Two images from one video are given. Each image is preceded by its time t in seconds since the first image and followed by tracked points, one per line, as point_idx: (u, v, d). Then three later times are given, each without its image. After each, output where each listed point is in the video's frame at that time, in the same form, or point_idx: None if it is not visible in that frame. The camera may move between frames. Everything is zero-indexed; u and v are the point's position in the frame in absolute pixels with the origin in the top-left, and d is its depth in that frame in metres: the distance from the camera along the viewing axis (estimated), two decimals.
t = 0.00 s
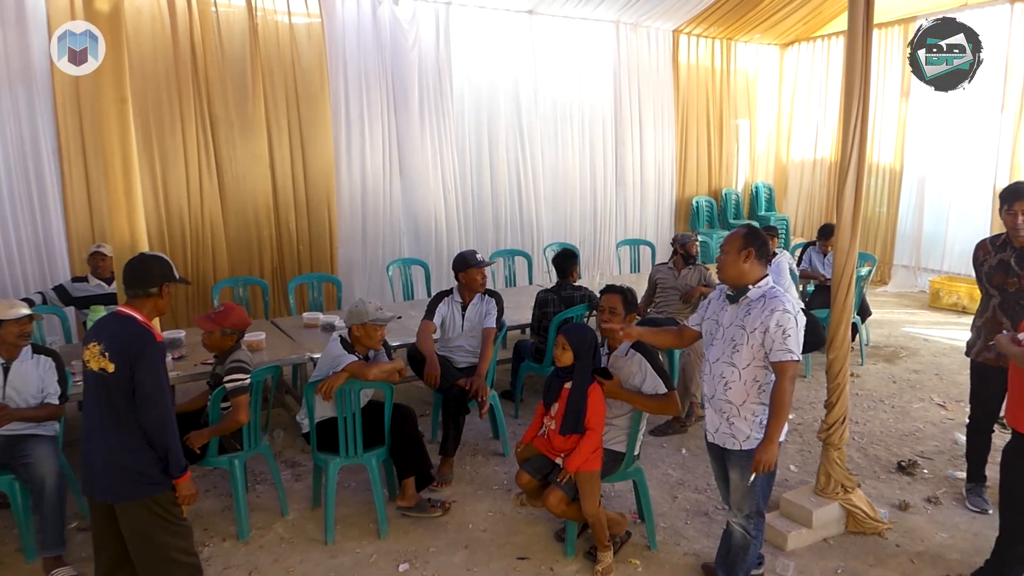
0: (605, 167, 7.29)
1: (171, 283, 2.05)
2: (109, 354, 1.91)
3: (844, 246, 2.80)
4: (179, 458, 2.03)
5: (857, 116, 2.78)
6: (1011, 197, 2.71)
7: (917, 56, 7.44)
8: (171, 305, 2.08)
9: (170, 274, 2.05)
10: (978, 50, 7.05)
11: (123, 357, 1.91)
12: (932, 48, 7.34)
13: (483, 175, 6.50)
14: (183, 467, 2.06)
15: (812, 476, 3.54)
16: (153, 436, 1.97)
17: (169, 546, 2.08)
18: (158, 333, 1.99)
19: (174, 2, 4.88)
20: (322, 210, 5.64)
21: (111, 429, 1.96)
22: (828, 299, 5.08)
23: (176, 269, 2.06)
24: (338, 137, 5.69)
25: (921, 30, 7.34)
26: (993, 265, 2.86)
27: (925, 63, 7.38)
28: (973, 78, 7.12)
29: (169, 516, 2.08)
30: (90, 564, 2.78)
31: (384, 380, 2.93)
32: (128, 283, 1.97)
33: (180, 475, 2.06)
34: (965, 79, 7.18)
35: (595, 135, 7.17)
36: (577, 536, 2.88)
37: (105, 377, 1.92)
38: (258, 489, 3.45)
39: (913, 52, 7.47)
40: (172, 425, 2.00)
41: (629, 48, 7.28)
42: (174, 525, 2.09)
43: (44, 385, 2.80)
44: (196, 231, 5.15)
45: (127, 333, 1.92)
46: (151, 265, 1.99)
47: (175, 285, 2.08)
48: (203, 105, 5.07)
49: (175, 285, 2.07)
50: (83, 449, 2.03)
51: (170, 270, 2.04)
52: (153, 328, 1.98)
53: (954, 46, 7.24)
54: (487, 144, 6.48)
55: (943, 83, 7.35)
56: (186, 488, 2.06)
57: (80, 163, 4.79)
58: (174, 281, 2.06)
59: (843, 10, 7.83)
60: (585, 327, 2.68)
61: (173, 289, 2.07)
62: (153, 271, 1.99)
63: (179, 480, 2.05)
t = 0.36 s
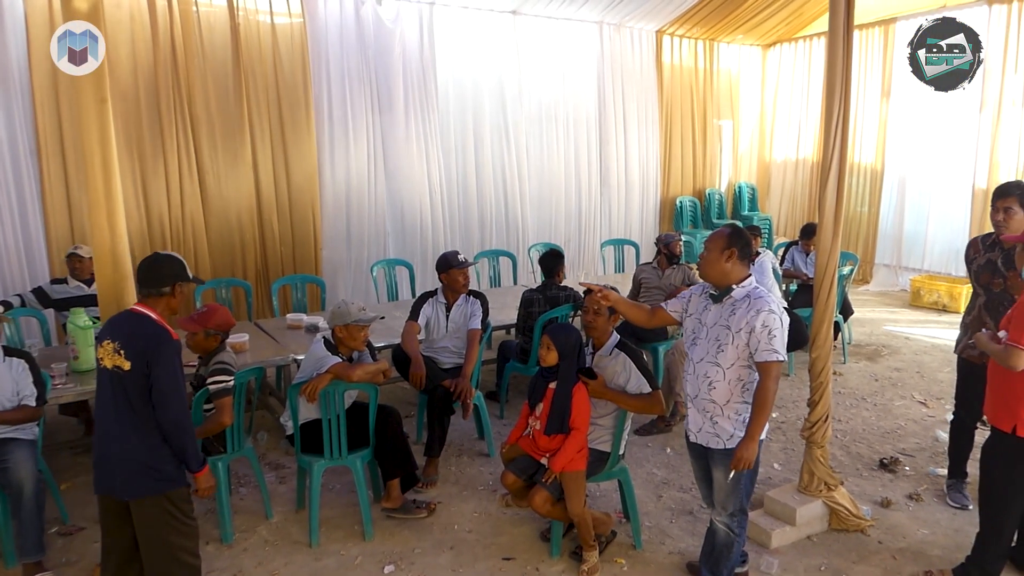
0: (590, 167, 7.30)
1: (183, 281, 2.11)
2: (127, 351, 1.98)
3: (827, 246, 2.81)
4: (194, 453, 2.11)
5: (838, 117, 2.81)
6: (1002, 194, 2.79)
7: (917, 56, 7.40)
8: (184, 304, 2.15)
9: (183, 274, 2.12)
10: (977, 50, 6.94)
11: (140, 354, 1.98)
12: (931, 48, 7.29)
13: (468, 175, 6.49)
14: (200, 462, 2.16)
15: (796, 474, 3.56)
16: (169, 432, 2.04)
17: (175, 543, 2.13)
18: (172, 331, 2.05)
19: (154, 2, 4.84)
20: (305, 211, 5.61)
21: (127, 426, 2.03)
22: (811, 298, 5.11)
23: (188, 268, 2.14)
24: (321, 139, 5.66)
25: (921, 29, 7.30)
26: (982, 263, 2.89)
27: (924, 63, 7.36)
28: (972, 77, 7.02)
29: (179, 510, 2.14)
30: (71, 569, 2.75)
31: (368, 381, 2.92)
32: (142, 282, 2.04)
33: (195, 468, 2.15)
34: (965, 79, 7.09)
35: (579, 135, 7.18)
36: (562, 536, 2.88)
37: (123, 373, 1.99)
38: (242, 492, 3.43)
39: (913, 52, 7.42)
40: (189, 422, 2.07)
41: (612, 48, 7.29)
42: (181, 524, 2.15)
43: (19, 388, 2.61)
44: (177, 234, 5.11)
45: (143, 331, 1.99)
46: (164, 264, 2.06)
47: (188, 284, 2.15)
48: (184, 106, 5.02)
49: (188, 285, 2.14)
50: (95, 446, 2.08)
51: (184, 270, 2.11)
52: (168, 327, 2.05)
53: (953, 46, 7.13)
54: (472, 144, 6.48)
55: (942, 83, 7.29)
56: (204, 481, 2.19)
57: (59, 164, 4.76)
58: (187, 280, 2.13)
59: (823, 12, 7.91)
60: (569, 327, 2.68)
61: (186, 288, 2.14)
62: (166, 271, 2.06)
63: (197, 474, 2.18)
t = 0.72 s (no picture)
0: (575, 167, 7.32)
1: (187, 282, 2.12)
2: (132, 351, 2.00)
3: (809, 245, 2.83)
4: (201, 452, 2.12)
5: (820, 118, 2.83)
6: (984, 198, 2.83)
7: (917, 56, 7.29)
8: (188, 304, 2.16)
9: (185, 274, 2.12)
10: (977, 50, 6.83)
11: (145, 355, 1.99)
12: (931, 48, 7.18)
13: (453, 175, 6.49)
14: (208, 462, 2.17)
15: (780, 472, 3.59)
16: (175, 432, 2.06)
17: (170, 549, 2.15)
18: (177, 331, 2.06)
19: (135, 2, 4.80)
20: (289, 213, 5.58)
21: (131, 424, 2.05)
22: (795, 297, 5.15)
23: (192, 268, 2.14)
24: (304, 140, 5.64)
25: (921, 29, 7.18)
26: (965, 264, 2.94)
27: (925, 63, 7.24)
28: (974, 78, 6.88)
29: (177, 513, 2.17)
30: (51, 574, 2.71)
31: (353, 381, 2.91)
32: (145, 282, 2.04)
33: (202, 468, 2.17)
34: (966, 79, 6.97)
35: (564, 135, 7.19)
36: (548, 536, 2.88)
37: (127, 373, 2.01)
38: (225, 494, 3.41)
39: (914, 52, 7.30)
40: (194, 423, 2.08)
41: (596, 48, 7.32)
42: (177, 529, 2.18)
43: None
44: (158, 236, 5.07)
45: (149, 331, 2.00)
46: (166, 265, 2.07)
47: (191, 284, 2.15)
48: (166, 107, 4.98)
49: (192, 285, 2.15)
50: (99, 444, 2.11)
51: (188, 270, 2.11)
52: (173, 326, 2.06)
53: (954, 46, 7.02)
54: (457, 144, 6.47)
55: (944, 83, 7.15)
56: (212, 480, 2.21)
57: (38, 166, 4.72)
58: (189, 280, 2.13)
59: (806, 13, 7.97)
60: (553, 327, 2.69)
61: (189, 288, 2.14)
62: (170, 272, 2.07)
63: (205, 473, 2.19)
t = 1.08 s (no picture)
0: (561, 167, 7.33)
1: (170, 281, 2.09)
2: (112, 350, 1.98)
3: (792, 245, 2.85)
4: (180, 453, 2.09)
5: (803, 118, 2.85)
6: (958, 194, 2.86)
7: (917, 56, 7.19)
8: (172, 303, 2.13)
9: (168, 272, 2.09)
10: (977, 50, 6.73)
11: (124, 354, 1.98)
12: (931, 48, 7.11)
13: (437, 176, 6.47)
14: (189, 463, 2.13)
15: (764, 471, 3.61)
16: (154, 432, 2.04)
17: (153, 551, 2.15)
18: (158, 331, 2.04)
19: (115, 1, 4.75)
20: (273, 213, 5.55)
21: (113, 424, 2.04)
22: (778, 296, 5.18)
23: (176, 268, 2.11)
24: (288, 141, 5.61)
25: (921, 29, 7.10)
26: (945, 262, 2.97)
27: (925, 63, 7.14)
28: (973, 78, 6.80)
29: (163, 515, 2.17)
30: None
31: (338, 383, 2.90)
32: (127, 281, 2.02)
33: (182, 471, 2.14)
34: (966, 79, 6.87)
35: (550, 134, 7.20)
36: (534, 536, 2.88)
37: (107, 372, 2.00)
38: (210, 497, 3.39)
39: (913, 52, 7.20)
40: (174, 424, 2.06)
41: (581, 48, 7.33)
42: (160, 531, 2.17)
43: None
44: (140, 237, 5.02)
45: (129, 330, 1.99)
46: (148, 265, 2.04)
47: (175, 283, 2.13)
48: (148, 107, 4.94)
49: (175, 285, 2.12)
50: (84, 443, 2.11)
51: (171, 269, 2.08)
52: (154, 326, 2.04)
53: (954, 46, 6.92)
54: (442, 144, 6.46)
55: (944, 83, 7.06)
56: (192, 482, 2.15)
57: (17, 167, 4.67)
58: (172, 279, 2.10)
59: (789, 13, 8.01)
60: (538, 328, 2.69)
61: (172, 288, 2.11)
62: (151, 271, 2.04)
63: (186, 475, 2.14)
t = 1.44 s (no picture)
0: (546, 166, 7.34)
1: (145, 278, 2.11)
2: (84, 347, 2.04)
3: (775, 244, 2.86)
4: (147, 450, 2.10)
5: (785, 119, 2.87)
6: (935, 191, 2.88)
7: (917, 55, 7.09)
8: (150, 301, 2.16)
9: (144, 270, 2.11)
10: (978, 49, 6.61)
11: (95, 350, 2.03)
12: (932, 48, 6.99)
13: (422, 176, 6.46)
14: (158, 460, 2.14)
15: (749, 469, 3.63)
16: (123, 427, 2.07)
17: (135, 548, 2.21)
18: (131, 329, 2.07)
19: None
20: (256, 214, 5.52)
21: (89, 421, 2.10)
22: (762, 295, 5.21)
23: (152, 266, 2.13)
24: (271, 141, 5.59)
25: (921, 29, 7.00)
26: (925, 259, 3.00)
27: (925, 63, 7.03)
28: (973, 78, 6.68)
29: (144, 512, 2.21)
30: None
31: (323, 385, 2.89)
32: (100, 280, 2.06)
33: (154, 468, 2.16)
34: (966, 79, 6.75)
35: (534, 134, 7.21)
36: (520, 536, 2.88)
37: (82, 369, 2.06)
38: (194, 501, 3.36)
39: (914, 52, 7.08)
40: (143, 421, 2.08)
41: (565, 48, 7.34)
42: (142, 528, 2.22)
43: None
44: (122, 238, 4.99)
45: (99, 326, 2.04)
46: (120, 264, 2.06)
47: (152, 281, 2.15)
48: (128, 107, 4.90)
49: (151, 283, 2.14)
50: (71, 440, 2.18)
51: (144, 268, 2.10)
52: (127, 323, 2.07)
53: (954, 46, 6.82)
54: (426, 144, 6.45)
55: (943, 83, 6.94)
56: (160, 480, 2.15)
57: None
58: (148, 277, 2.12)
59: (771, 14, 8.05)
60: (523, 328, 2.68)
61: (150, 285, 2.14)
62: (122, 270, 2.07)
63: (154, 473, 2.14)
